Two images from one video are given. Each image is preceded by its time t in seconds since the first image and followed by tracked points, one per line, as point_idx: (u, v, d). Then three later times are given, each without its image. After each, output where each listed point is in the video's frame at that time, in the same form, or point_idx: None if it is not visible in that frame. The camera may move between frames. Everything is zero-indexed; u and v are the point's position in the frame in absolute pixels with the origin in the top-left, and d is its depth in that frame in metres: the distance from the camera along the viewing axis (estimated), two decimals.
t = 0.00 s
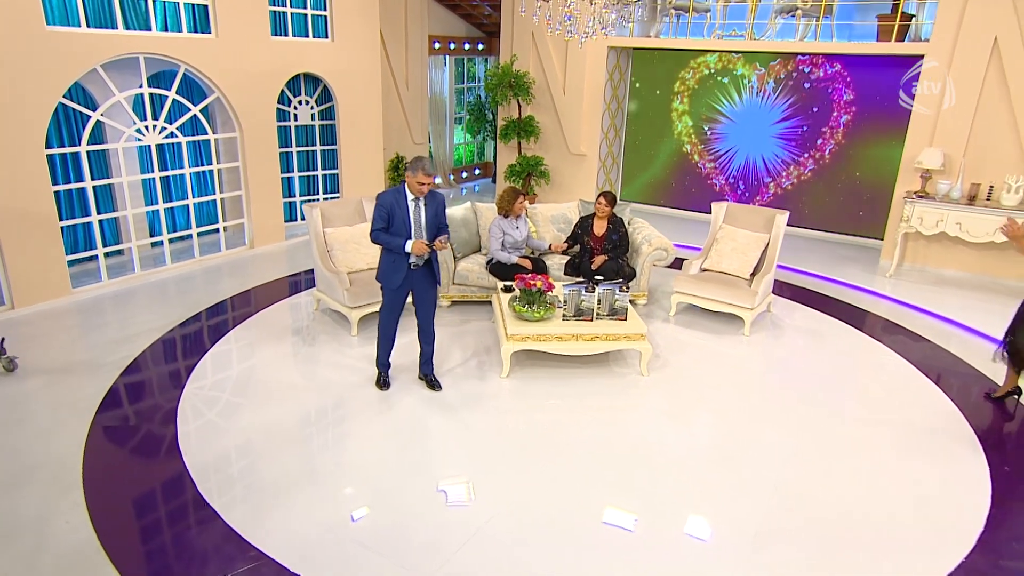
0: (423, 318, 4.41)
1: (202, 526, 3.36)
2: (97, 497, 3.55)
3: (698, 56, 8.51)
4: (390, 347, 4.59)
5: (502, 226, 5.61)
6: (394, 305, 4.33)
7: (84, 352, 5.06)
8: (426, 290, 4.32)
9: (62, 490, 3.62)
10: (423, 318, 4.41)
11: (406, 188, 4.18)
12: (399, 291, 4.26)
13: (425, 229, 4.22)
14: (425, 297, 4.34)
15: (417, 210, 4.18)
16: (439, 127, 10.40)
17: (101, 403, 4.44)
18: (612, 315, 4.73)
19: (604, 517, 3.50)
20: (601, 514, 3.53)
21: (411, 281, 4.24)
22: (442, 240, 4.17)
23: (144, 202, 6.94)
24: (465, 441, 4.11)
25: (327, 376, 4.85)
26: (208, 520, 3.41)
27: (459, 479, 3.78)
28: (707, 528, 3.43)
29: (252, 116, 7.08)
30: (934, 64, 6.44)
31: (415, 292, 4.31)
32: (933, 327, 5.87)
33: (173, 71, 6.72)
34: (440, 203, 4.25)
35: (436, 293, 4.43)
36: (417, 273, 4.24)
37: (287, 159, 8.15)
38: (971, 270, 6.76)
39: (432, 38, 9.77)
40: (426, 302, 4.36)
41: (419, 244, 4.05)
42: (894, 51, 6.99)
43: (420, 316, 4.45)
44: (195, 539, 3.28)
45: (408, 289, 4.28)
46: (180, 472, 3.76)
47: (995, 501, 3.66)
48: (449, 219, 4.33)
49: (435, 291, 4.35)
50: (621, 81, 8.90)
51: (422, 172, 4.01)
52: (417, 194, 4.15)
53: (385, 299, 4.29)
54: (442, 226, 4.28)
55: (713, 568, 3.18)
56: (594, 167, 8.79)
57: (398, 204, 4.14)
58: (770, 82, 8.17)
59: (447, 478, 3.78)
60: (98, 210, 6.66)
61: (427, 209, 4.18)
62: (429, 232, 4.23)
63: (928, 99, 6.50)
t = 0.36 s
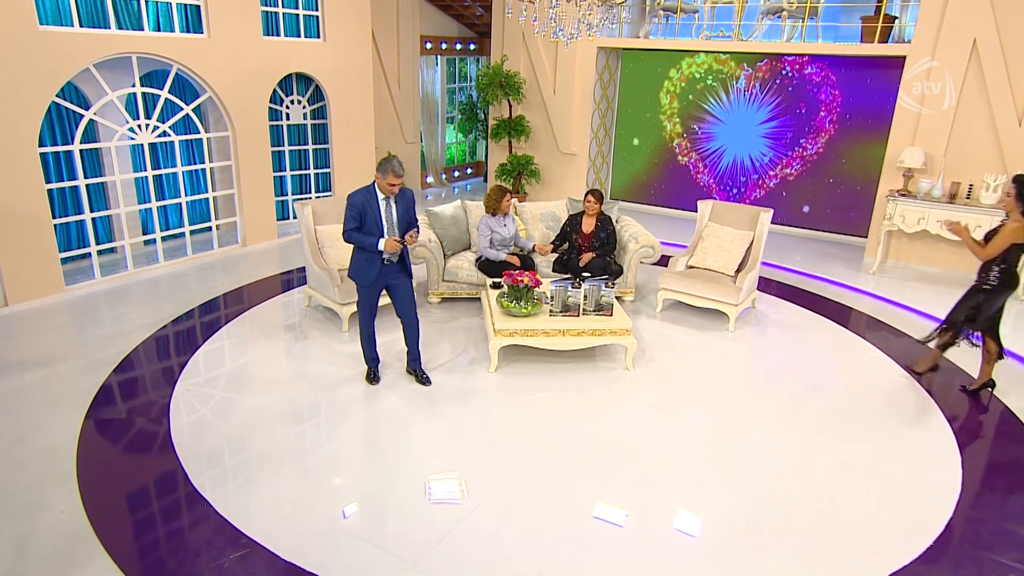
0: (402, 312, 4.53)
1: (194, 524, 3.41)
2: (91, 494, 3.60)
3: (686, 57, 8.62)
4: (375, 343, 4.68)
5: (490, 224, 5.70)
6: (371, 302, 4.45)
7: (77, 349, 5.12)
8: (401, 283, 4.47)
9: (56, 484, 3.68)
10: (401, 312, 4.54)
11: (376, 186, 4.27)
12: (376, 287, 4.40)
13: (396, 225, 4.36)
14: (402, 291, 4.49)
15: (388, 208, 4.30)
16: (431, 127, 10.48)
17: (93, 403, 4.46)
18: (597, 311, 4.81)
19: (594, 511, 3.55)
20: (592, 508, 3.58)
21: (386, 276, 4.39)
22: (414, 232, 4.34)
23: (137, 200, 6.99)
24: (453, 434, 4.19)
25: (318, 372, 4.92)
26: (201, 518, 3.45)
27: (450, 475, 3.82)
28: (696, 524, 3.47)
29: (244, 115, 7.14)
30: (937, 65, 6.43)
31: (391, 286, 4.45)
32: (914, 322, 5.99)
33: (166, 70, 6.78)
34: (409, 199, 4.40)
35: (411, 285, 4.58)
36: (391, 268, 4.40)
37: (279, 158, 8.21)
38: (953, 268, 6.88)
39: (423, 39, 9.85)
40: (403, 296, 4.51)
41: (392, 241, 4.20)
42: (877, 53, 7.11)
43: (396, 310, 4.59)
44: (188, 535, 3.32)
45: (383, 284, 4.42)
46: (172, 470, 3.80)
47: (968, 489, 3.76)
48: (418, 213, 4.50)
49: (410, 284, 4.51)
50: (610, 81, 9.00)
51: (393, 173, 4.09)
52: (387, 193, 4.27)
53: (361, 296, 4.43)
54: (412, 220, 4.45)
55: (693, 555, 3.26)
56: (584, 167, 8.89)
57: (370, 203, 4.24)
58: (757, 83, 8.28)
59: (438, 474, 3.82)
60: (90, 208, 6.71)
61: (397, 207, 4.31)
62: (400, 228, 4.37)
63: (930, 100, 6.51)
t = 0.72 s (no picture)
0: (385, 306, 4.66)
1: (188, 521, 3.43)
2: (87, 488, 3.65)
3: (675, 58, 8.72)
4: (363, 337, 4.77)
5: (479, 222, 5.78)
6: (355, 297, 4.55)
7: (71, 345, 5.18)
8: (384, 278, 4.57)
9: (51, 476, 3.74)
10: (384, 306, 4.66)
11: (360, 184, 4.33)
12: (360, 283, 4.49)
13: (379, 222, 4.45)
14: (385, 286, 4.59)
15: (372, 205, 4.39)
16: (423, 126, 10.55)
17: (88, 400, 4.50)
18: (584, 306, 4.92)
19: (584, 507, 3.59)
20: (582, 503, 3.61)
21: (370, 271, 4.49)
22: (397, 228, 4.53)
23: (131, 198, 7.05)
24: (442, 427, 4.27)
25: (310, 367, 5.00)
26: (193, 511, 3.49)
27: (444, 471, 3.86)
28: (685, 520, 3.50)
29: (237, 114, 7.21)
30: (935, 64, 6.47)
31: (375, 281, 4.55)
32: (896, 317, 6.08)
33: (159, 70, 6.84)
34: (391, 197, 4.52)
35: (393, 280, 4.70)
36: (374, 263, 4.49)
37: (272, 157, 8.27)
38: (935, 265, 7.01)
39: (415, 39, 9.92)
40: (386, 291, 4.61)
41: (371, 241, 4.28)
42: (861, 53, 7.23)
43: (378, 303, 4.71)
44: (182, 533, 3.34)
45: (367, 279, 4.52)
46: (167, 464, 3.85)
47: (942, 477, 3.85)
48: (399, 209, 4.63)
49: (393, 278, 4.61)
50: (600, 81, 9.09)
51: (380, 173, 4.20)
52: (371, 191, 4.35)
53: (345, 292, 4.51)
54: (394, 216, 4.58)
55: (673, 542, 3.35)
56: (575, 166, 8.99)
57: (354, 201, 4.31)
58: (745, 83, 8.38)
59: (431, 469, 3.86)
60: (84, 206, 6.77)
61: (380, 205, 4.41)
62: (383, 224, 4.48)
63: (928, 99, 6.55)
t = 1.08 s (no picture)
0: (375, 301, 4.74)
1: (179, 516, 3.44)
2: (79, 479, 3.70)
3: (662, 58, 8.83)
4: (353, 332, 4.84)
5: (466, 220, 5.87)
6: (345, 293, 4.62)
7: (62, 342, 5.22)
8: (374, 274, 4.65)
9: (43, 467, 3.79)
10: (374, 301, 4.74)
11: (351, 181, 4.42)
12: (352, 279, 4.57)
13: (370, 219, 4.51)
14: (375, 281, 4.68)
15: (363, 202, 4.45)
16: (413, 125, 10.62)
17: (79, 395, 4.54)
18: (570, 302, 5.02)
19: (574, 502, 3.61)
20: (571, 498, 3.63)
21: (362, 268, 4.58)
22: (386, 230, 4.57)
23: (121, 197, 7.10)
24: (429, 419, 4.34)
25: (300, 363, 5.07)
26: (185, 502, 3.55)
27: (436, 469, 3.85)
28: (672, 513, 3.53)
29: (227, 113, 7.26)
30: (935, 65, 6.51)
31: (367, 277, 4.63)
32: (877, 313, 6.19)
33: (149, 69, 6.89)
34: (382, 193, 4.59)
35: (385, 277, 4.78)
36: (366, 259, 4.58)
37: (263, 156, 8.33)
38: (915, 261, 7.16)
39: (405, 39, 9.99)
40: (376, 288, 4.70)
41: (359, 241, 4.35)
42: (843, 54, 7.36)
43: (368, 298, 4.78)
44: (173, 528, 3.35)
45: (358, 275, 4.60)
46: (158, 457, 3.90)
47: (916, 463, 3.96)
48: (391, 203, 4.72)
49: (383, 274, 4.70)
50: (589, 81, 9.20)
51: (369, 171, 4.27)
52: (360, 188, 4.40)
53: (336, 288, 4.59)
54: (386, 211, 4.66)
55: (654, 526, 3.44)
56: (563, 164, 9.08)
57: (344, 197, 4.40)
58: (730, 84, 8.50)
59: (424, 467, 3.86)
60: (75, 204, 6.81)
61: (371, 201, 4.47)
62: (375, 221, 4.53)
63: (929, 99, 6.60)
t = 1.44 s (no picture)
0: (365, 297, 4.82)
1: (168, 514, 3.41)
2: (69, 471, 3.72)
3: (646, 59, 8.95)
4: (341, 328, 4.91)
5: (453, 217, 5.95)
6: (336, 289, 4.69)
7: (51, 339, 5.25)
8: (364, 271, 4.72)
9: (33, 460, 3.82)
10: (363, 297, 4.82)
11: (341, 178, 4.49)
12: (345, 276, 4.64)
13: (362, 215, 4.61)
14: (366, 277, 4.75)
15: (354, 198, 4.53)
16: (401, 124, 10.69)
17: (69, 392, 4.57)
18: (554, 297, 5.12)
19: (561, 497, 3.64)
20: (559, 494, 3.66)
21: (355, 264, 4.65)
22: (375, 228, 4.61)
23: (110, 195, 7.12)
24: (416, 412, 4.41)
25: (288, 358, 5.12)
26: (173, 492, 3.58)
27: (426, 467, 3.87)
28: (658, 505, 3.59)
29: (215, 112, 7.30)
30: (934, 64, 6.57)
31: (359, 273, 4.71)
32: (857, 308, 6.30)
33: (137, 68, 6.92)
34: (372, 189, 4.67)
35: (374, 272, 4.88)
36: (359, 256, 4.66)
37: (251, 155, 8.37)
38: (895, 257, 7.32)
39: (393, 38, 10.06)
40: (367, 284, 4.78)
41: (359, 237, 4.48)
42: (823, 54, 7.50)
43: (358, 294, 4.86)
44: (162, 526, 3.33)
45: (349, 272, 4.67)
46: (148, 451, 3.92)
47: (890, 449, 4.06)
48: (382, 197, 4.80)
49: (373, 270, 4.78)
50: (575, 80, 9.30)
51: (360, 166, 4.37)
52: (352, 184, 4.50)
53: (328, 284, 4.65)
54: (377, 206, 4.76)
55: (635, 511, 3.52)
56: (550, 163, 9.17)
57: (337, 195, 4.46)
58: (714, 83, 8.61)
59: (413, 464, 3.88)
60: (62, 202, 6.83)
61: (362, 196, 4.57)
62: (366, 217, 4.64)
63: (928, 99, 6.65)
